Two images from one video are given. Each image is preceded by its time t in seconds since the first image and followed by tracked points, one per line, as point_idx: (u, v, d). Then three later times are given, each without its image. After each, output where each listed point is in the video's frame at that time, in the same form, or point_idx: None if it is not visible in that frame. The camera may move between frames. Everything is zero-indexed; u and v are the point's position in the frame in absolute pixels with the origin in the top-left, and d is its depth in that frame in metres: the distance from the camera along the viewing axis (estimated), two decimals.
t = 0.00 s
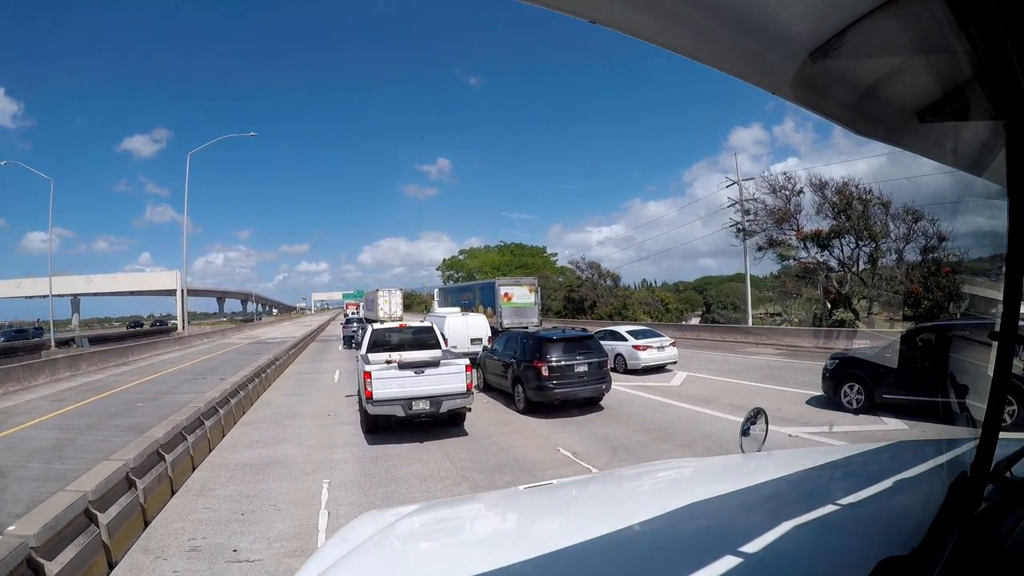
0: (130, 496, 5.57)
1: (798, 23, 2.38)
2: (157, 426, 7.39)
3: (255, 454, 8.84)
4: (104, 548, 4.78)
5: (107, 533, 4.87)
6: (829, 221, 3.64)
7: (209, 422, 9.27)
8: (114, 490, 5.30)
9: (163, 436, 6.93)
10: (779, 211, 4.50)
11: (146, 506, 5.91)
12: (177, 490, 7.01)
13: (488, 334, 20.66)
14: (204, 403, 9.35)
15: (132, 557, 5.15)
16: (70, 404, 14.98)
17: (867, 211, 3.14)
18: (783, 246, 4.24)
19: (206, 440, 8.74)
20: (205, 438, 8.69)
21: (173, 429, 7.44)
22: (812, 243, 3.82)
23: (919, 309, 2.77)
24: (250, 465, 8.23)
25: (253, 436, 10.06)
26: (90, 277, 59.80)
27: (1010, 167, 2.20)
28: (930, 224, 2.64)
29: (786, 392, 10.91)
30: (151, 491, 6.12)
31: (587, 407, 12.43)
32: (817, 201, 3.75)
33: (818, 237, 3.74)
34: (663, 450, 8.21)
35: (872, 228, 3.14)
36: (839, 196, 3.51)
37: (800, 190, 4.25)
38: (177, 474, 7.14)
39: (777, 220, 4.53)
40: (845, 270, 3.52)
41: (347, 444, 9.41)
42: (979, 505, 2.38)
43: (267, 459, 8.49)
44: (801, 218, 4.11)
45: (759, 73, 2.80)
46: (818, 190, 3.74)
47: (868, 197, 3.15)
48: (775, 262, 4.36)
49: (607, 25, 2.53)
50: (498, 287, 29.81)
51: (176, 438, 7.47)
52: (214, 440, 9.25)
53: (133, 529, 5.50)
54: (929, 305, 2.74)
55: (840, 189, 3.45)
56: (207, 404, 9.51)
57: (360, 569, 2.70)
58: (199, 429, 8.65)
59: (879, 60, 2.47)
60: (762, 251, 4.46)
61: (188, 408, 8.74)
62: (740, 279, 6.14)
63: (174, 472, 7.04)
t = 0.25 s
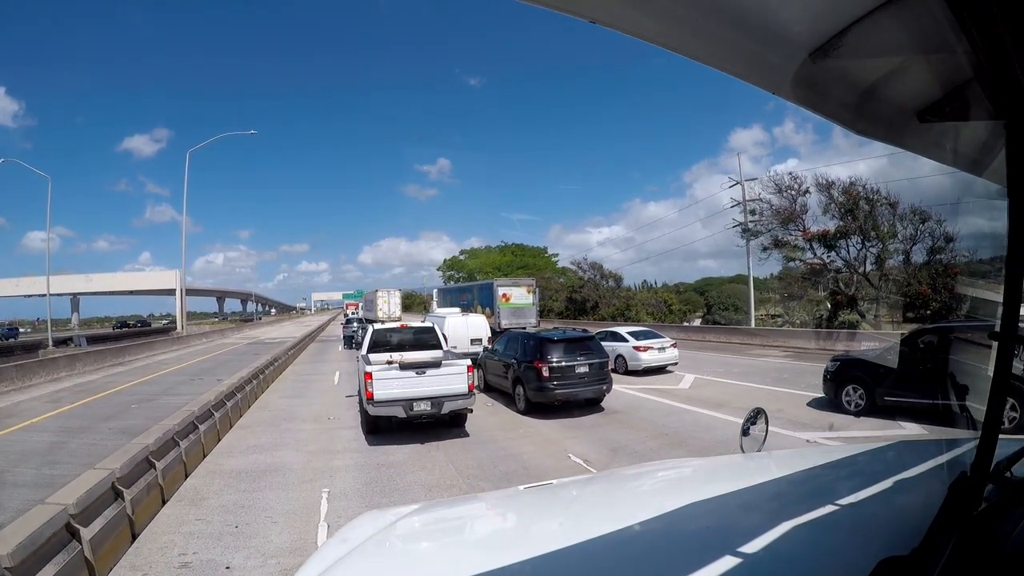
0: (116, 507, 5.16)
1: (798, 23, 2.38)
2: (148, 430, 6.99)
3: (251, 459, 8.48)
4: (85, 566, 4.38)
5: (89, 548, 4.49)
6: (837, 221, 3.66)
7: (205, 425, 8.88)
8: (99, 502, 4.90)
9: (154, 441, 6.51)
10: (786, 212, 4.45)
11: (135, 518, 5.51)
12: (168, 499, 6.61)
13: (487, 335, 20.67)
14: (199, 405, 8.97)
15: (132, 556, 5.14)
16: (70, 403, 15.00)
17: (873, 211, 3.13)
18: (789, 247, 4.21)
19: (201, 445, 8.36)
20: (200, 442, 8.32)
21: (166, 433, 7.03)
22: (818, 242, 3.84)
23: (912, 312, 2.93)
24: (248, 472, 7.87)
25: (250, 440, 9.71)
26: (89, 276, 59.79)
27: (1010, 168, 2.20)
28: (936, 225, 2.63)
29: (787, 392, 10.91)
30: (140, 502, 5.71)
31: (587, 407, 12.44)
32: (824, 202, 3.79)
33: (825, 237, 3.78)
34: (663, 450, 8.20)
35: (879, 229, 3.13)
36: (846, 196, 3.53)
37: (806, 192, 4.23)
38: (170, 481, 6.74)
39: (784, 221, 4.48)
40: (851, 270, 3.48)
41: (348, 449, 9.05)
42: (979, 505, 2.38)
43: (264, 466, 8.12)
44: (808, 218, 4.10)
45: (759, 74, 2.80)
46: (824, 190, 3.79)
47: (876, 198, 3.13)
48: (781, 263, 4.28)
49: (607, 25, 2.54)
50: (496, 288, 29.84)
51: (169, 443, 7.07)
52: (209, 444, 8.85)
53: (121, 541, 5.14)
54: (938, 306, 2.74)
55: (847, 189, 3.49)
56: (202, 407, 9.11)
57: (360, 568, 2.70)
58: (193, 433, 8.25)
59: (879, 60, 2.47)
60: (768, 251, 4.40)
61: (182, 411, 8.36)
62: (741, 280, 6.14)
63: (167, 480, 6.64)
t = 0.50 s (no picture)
0: (101, 522, 4.83)
1: (798, 23, 2.38)
2: (139, 437, 6.65)
3: (248, 466, 8.13)
4: None
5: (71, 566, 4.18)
6: (842, 222, 3.62)
7: (199, 430, 8.53)
8: (82, 516, 4.56)
9: (144, 449, 6.17)
10: (787, 211, 4.28)
11: (123, 530, 5.19)
12: (161, 509, 6.29)
13: (487, 335, 20.68)
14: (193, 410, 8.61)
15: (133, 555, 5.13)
16: (69, 404, 14.98)
17: (880, 210, 3.11)
18: (793, 245, 4.15)
19: (195, 450, 8.03)
20: (194, 448, 7.98)
21: (158, 440, 6.70)
22: (824, 242, 3.82)
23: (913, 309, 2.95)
24: (244, 479, 7.52)
25: (247, 445, 9.36)
26: (88, 275, 59.79)
27: (1010, 168, 2.20)
28: (943, 224, 2.62)
29: (788, 393, 10.90)
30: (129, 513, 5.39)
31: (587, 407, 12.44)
32: (828, 202, 3.72)
33: (830, 237, 3.76)
34: (664, 451, 8.19)
35: (886, 230, 3.13)
36: (851, 197, 3.47)
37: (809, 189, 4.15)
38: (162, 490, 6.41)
39: (787, 219, 4.30)
40: (857, 270, 3.51)
41: (348, 455, 8.71)
42: (979, 505, 2.38)
43: (260, 473, 7.77)
44: (811, 218, 4.04)
45: (759, 73, 2.80)
46: (828, 190, 3.71)
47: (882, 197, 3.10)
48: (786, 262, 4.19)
49: (607, 24, 2.54)
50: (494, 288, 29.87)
51: (161, 449, 6.74)
52: (204, 450, 8.50)
53: (109, 556, 4.84)
54: (945, 306, 2.73)
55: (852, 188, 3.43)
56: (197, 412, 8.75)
57: (360, 569, 2.70)
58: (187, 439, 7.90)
59: (879, 60, 2.47)
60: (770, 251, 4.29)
61: (175, 415, 8.02)
62: (741, 280, 6.15)
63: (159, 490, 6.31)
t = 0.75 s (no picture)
0: (87, 538, 4.47)
1: (798, 23, 2.38)
2: (129, 445, 6.27)
3: (244, 473, 7.76)
4: None
5: None
6: (847, 218, 3.40)
7: (193, 437, 8.13)
8: (64, 532, 4.18)
9: (133, 458, 5.78)
10: (793, 208, 4.06)
11: (111, 545, 4.82)
12: (152, 520, 5.92)
13: (487, 334, 20.69)
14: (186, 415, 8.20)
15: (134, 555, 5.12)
16: (69, 405, 15.01)
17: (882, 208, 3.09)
18: (798, 243, 3.95)
19: (189, 457, 7.65)
20: (188, 456, 7.60)
21: (149, 446, 6.35)
22: (829, 240, 3.61)
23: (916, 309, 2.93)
24: (240, 487, 7.13)
25: (243, 451, 8.99)
26: (88, 275, 59.82)
27: (1010, 168, 2.20)
28: (949, 222, 2.60)
29: (788, 392, 10.91)
30: (118, 527, 5.03)
31: (587, 406, 12.45)
32: (832, 197, 3.48)
33: (836, 234, 3.54)
34: (664, 451, 8.19)
35: (891, 224, 2.99)
36: (858, 191, 3.26)
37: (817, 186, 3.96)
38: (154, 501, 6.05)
39: (791, 217, 4.08)
40: (864, 267, 3.37)
41: (349, 461, 8.36)
42: (980, 505, 2.38)
43: (257, 480, 7.39)
44: (817, 214, 3.83)
45: (759, 74, 2.80)
46: (832, 186, 3.47)
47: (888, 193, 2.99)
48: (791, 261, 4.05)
49: (607, 24, 2.53)
50: (492, 288, 29.89)
51: (152, 457, 6.36)
52: (197, 457, 8.09)
53: None
54: (950, 306, 2.69)
55: (858, 185, 3.24)
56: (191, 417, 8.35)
57: (361, 569, 2.70)
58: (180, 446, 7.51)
59: (878, 60, 2.47)
60: (773, 249, 4.08)
61: (167, 421, 7.64)
62: (741, 279, 6.14)
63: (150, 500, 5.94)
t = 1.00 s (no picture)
0: (69, 552, 4.30)
1: (798, 23, 2.38)
2: (118, 452, 6.11)
3: (239, 481, 7.54)
4: None
5: None
6: (851, 217, 3.34)
7: (187, 441, 7.96)
8: (46, 548, 4.03)
9: (123, 465, 5.62)
10: (797, 208, 3.95)
11: (97, 558, 4.66)
12: (143, 531, 5.75)
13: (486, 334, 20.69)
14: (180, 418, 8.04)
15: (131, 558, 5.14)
16: (70, 404, 15.04)
17: (887, 208, 3.06)
18: (804, 244, 3.83)
19: (182, 463, 7.49)
20: (181, 460, 7.41)
21: (139, 453, 6.18)
22: (835, 239, 3.51)
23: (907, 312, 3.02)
24: (235, 496, 6.93)
25: (238, 457, 8.78)
26: (87, 275, 59.95)
27: (1009, 168, 2.20)
28: (955, 222, 2.57)
29: (788, 393, 10.90)
30: (105, 538, 4.89)
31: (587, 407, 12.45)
32: (837, 197, 3.41)
33: (841, 234, 3.45)
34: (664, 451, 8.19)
35: (898, 223, 2.97)
36: (864, 190, 3.19)
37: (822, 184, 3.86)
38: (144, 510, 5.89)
39: (795, 217, 3.99)
40: (867, 268, 3.30)
41: (348, 468, 8.11)
42: (979, 505, 2.38)
43: (252, 490, 7.14)
44: (822, 214, 3.71)
45: (759, 74, 2.80)
46: (837, 186, 3.42)
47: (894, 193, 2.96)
48: (797, 262, 3.95)
49: (607, 24, 2.53)
50: (489, 288, 29.92)
51: (143, 463, 6.20)
52: (192, 462, 7.93)
53: None
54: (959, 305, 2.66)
55: (864, 184, 3.17)
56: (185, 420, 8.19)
57: (359, 569, 2.70)
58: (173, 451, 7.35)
59: (878, 60, 2.47)
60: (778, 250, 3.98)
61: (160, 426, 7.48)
62: (743, 279, 6.12)
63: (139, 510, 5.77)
